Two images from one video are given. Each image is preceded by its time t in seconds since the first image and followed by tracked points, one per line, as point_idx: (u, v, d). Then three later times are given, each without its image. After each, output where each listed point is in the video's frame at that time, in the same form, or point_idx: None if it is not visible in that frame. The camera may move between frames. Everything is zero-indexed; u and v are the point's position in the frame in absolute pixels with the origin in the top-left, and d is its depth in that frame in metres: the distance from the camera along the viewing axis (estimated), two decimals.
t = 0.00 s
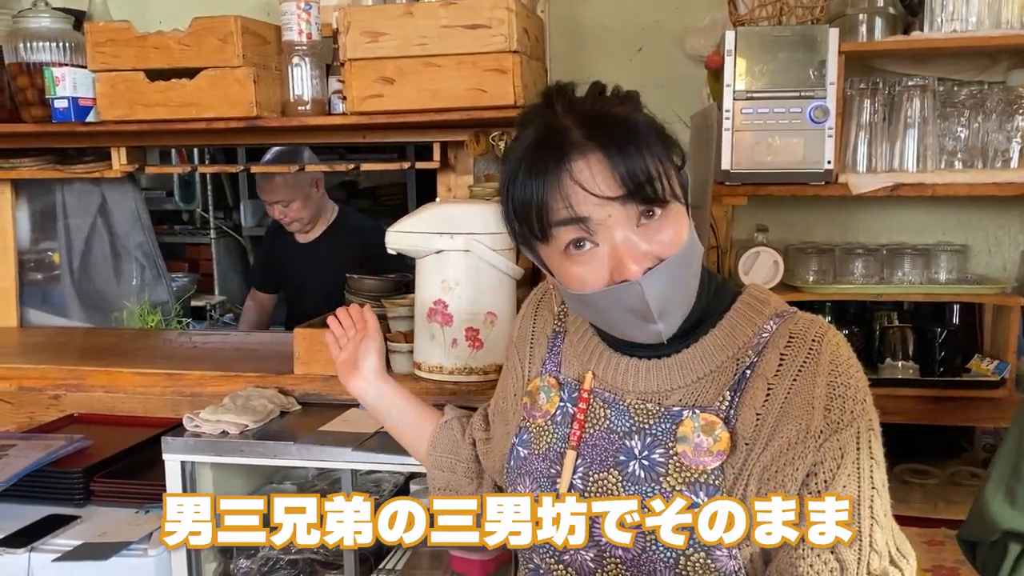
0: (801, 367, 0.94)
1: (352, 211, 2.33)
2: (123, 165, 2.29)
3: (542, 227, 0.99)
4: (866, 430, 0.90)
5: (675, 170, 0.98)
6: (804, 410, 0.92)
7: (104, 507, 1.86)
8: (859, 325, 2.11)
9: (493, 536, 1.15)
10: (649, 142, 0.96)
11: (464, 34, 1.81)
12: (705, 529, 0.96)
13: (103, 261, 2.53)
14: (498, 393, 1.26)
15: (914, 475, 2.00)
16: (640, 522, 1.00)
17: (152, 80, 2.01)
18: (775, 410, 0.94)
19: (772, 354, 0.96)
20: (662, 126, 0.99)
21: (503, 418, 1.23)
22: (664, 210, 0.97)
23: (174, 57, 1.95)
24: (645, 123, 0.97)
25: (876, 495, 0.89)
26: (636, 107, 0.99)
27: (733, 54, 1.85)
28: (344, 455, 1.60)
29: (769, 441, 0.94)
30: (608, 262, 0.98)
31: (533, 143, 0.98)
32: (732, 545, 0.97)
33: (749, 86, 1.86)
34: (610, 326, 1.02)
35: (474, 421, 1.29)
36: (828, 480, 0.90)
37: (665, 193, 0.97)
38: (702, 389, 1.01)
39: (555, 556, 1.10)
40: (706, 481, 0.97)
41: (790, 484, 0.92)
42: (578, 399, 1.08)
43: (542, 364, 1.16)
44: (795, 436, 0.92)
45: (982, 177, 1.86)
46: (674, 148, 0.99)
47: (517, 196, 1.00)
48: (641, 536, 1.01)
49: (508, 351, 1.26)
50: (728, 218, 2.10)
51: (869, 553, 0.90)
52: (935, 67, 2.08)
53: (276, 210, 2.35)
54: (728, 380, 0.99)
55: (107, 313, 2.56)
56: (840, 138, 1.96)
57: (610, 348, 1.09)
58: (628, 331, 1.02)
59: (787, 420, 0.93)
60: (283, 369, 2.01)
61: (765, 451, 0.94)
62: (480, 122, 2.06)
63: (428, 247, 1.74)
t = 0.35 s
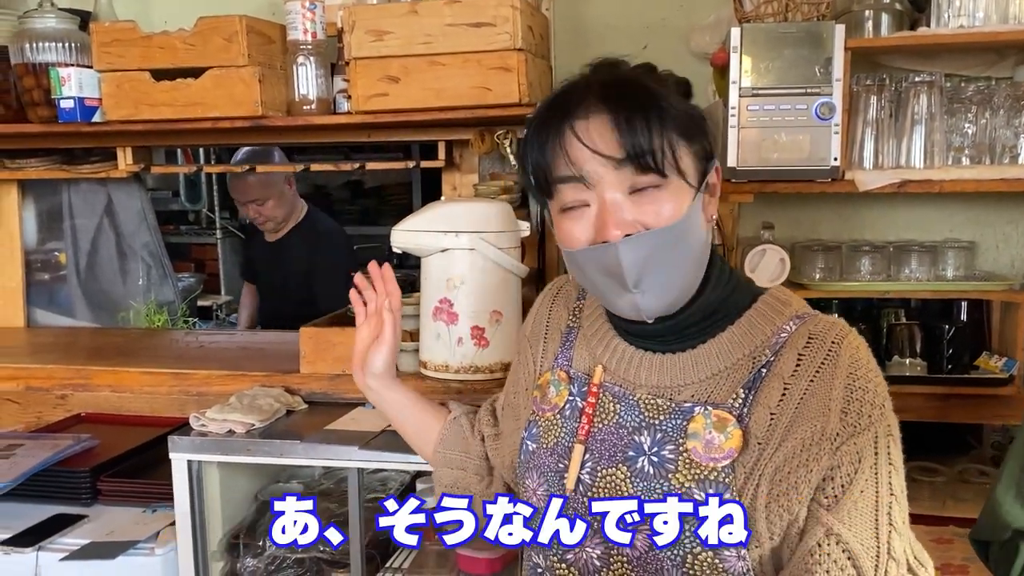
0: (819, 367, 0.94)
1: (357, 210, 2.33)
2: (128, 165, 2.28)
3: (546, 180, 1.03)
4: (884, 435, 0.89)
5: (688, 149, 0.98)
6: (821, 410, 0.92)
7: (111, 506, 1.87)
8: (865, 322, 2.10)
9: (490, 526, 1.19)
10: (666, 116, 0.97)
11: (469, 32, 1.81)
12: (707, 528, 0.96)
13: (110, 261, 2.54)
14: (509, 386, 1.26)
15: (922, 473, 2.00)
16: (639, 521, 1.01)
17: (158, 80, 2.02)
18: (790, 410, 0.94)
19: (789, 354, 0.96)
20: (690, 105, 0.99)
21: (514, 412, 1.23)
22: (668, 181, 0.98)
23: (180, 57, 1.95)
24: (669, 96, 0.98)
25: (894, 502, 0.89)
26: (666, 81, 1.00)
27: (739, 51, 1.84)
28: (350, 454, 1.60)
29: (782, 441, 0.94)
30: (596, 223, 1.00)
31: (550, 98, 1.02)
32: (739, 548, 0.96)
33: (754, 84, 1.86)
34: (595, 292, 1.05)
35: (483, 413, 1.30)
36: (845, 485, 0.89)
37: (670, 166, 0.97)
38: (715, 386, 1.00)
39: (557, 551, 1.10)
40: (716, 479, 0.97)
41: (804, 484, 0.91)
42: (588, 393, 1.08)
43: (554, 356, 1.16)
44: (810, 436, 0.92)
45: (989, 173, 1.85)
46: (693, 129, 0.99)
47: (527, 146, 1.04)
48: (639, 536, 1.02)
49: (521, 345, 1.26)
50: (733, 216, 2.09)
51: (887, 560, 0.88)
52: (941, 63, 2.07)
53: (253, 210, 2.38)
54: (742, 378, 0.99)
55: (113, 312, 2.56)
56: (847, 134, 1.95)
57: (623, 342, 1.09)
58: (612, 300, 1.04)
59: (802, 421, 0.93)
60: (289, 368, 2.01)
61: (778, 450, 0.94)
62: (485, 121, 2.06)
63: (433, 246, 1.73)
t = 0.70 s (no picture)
0: (797, 393, 0.95)
1: (364, 214, 2.34)
2: (137, 171, 2.32)
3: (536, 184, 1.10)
4: (861, 471, 0.88)
5: (657, 176, 0.99)
6: (794, 435, 0.93)
7: (121, 510, 1.89)
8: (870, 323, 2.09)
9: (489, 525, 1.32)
10: (635, 143, 0.99)
11: (474, 37, 1.82)
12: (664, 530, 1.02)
13: (118, 266, 2.55)
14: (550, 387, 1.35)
15: (928, 475, 2.00)
16: (638, 521, 1.05)
17: (165, 87, 2.03)
18: (764, 434, 0.95)
19: (774, 374, 0.97)
20: (678, 128, 0.98)
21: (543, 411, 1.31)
22: (568, 206, 1.07)
23: (186, 64, 1.96)
24: (648, 121, 0.98)
25: (879, 540, 0.88)
26: (662, 100, 0.98)
27: (743, 55, 1.85)
28: (357, 458, 1.61)
29: (751, 462, 0.95)
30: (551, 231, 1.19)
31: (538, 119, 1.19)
32: (697, 557, 1.02)
33: (758, 87, 1.86)
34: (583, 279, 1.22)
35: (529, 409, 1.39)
36: (819, 519, 0.89)
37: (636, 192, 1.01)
38: (701, 399, 1.03)
39: (549, 546, 1.18)
40: (679, 489, 1.01)
41: (773, 509, 0.92)
42: (592, 394, 1.16)
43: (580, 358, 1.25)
44: (779, 460, 0.93)
45: (995, 176, 1.85)
46: (676, 156, 0.98)
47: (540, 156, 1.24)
48: (639, 536, 1.05)
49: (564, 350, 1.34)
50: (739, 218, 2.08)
51: None
52: (947, 65, 2.07)
53: (256, 212, 2.38)
54: (726, 393, 1.01)
55: (122, 316, 2.58)
56: (852, 137, 1.95)
57: (634, 347, 1.15)
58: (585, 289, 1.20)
59: (776, 444, 0.94)
60: (296, 372, 2.02)
61: (745, 471, 0.96)
62: (491, 125, 2.07)
63: (438, 250, 1.74)
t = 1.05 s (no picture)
0: (778, 386, 0.94)
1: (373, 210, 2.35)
2: (146, 167, 2.31)
3: (524, 184, 1.12)
4: (842, 464, 0.89)
5: (634, 168, 0.99)
6: (776, 428, 0.93)
7: (131, 505, 1.89)
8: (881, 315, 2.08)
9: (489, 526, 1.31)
10: (611, 137, 0.99)
11: (481, 30, 1.82)
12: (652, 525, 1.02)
13: (128, 262, 2.56)
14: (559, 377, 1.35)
15: (940, 468, 1.99)
16: (638, 521, 1.04)
17: (173, 82, 2.03)
18: (747, 427, 0.95)
19: (756, 366, 0.96)
20: (651, 118, 0.98)
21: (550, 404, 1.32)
22: (551, 202, 1.08)
23: (194, 59, 1.97)
24: (622, 114, 0.99)
25: (864, 532, 0.88)
26: (635, 93, 0.99)
27: (751, 45, 1.84)
28: (366, 451, 1.61)
29: (734, 455, 0.95)
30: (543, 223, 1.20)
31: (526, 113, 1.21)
32: (685, 548, 1.03)
33: (767, 78, 1.85)
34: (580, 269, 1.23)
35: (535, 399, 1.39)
36: (801, 512, 0.90)
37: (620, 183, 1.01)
38: (687, 391, 1.03)
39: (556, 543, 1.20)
40: (665, 483, 1.01)
41: (756, 503, 0.93)
42: (590, 386, 1.16)
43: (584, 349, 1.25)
44: (762, 454, 0.93)
45: (1006, 165, 1.83)
46: (654, 146, 0.98)
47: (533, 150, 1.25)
48: (640, 534, 1.05)
49: (574, 341, 1.34)
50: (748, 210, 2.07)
51: None
52: (956, 55, 2.06)
53: (290, 205, 2.39)
54: (709, 384, 1.00)
55: (132, 313, 2.59)
56: (861, 128, 1.94)
57: (630, 340, 1.14)
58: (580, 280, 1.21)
59: (758, 438, 0.94)
60: (306, 367, 2.02)
61: (728, 465, 0.96)
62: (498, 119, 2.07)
63: (446, 243, 1.74)
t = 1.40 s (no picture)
0: (768, 381, 0.94)
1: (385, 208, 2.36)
2: (161, 165, 2.32)
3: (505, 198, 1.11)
4: (835, 457, 0.88)
5: (611, 173, 0.98)
6: (768, 425, 0.92)
7: (147, 502, 1.90)
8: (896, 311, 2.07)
9: (488, 526, 1.35)
10: (584, 144, 0.98)
11: (493, 27, 1.81)
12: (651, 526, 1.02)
13: (143, 261, 2.58)
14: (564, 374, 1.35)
15: (957, 463, 1.94)
16: (638, 522, 1.04)
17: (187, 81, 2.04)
18: (739, 424, 0.94)
19: (745, 362, 0.96)
20: (624, 122, 0.97)
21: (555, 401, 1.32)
22: (532, 213, 1.07)
23: (208, 58, 1.98)
24: (593, 121, 0.97)
25: (863, 525, 0.87)
26: (605, 99, 0.97)
27: (765, 41, 1.84)
28: (380, 448, 1.61)
29: (728, 454, 0.95)
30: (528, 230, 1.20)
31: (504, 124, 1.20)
32: (687, 547, 1.02)
33: (780, 72, 1.85)
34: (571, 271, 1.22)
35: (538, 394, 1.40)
36: (797, 507, 0.90)
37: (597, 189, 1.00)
38: (681, 389, 1.02)
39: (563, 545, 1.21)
40: (662, 484, 1.01)
41: (752, 501, 0.92)
42: (589, 386, 1.16)
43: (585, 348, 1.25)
44: (756, 452, 0.93)
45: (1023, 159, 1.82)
46: (628, 150, 0.96)
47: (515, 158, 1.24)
48: (640, 535, 1.05)
49: (578, 338, 1.34)
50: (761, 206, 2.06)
51: None
52: (971, 48, 2.05)
53: (312, 209, 2.40)
54: (702, 382, 1.00)
55: (147, 312, 2.60)
56: (875, 123, 1.93)
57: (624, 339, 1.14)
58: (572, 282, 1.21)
59: (751, 435, 0.93)
60: (320, 364, 2.02)
61: (723, 463, 0.95)
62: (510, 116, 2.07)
63: (458, 241, 1.74)
